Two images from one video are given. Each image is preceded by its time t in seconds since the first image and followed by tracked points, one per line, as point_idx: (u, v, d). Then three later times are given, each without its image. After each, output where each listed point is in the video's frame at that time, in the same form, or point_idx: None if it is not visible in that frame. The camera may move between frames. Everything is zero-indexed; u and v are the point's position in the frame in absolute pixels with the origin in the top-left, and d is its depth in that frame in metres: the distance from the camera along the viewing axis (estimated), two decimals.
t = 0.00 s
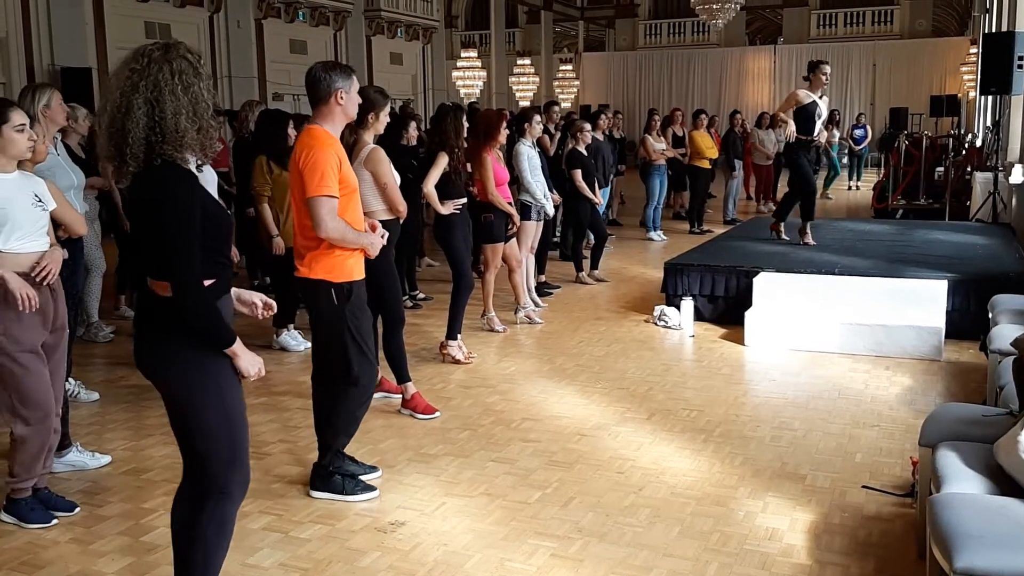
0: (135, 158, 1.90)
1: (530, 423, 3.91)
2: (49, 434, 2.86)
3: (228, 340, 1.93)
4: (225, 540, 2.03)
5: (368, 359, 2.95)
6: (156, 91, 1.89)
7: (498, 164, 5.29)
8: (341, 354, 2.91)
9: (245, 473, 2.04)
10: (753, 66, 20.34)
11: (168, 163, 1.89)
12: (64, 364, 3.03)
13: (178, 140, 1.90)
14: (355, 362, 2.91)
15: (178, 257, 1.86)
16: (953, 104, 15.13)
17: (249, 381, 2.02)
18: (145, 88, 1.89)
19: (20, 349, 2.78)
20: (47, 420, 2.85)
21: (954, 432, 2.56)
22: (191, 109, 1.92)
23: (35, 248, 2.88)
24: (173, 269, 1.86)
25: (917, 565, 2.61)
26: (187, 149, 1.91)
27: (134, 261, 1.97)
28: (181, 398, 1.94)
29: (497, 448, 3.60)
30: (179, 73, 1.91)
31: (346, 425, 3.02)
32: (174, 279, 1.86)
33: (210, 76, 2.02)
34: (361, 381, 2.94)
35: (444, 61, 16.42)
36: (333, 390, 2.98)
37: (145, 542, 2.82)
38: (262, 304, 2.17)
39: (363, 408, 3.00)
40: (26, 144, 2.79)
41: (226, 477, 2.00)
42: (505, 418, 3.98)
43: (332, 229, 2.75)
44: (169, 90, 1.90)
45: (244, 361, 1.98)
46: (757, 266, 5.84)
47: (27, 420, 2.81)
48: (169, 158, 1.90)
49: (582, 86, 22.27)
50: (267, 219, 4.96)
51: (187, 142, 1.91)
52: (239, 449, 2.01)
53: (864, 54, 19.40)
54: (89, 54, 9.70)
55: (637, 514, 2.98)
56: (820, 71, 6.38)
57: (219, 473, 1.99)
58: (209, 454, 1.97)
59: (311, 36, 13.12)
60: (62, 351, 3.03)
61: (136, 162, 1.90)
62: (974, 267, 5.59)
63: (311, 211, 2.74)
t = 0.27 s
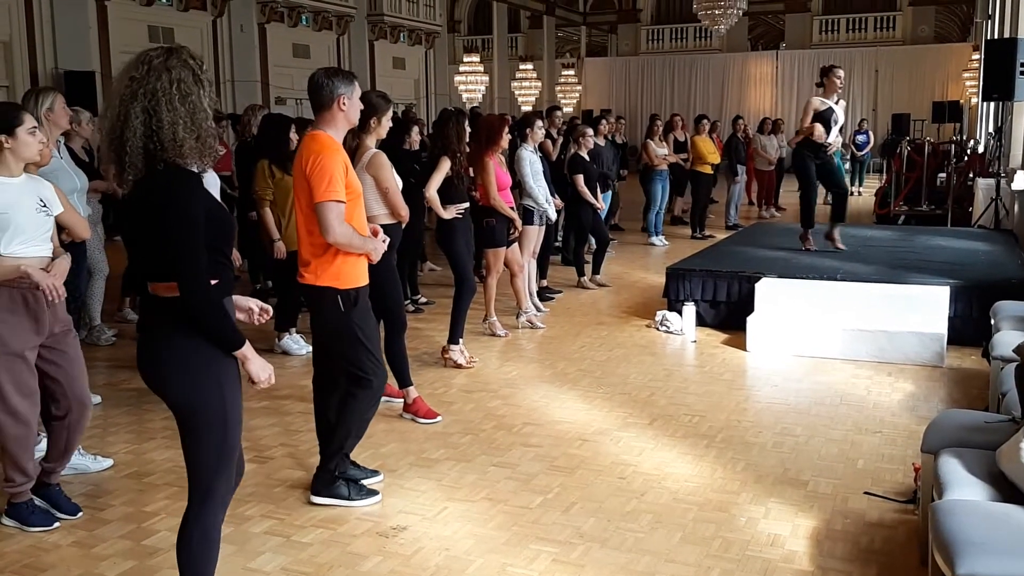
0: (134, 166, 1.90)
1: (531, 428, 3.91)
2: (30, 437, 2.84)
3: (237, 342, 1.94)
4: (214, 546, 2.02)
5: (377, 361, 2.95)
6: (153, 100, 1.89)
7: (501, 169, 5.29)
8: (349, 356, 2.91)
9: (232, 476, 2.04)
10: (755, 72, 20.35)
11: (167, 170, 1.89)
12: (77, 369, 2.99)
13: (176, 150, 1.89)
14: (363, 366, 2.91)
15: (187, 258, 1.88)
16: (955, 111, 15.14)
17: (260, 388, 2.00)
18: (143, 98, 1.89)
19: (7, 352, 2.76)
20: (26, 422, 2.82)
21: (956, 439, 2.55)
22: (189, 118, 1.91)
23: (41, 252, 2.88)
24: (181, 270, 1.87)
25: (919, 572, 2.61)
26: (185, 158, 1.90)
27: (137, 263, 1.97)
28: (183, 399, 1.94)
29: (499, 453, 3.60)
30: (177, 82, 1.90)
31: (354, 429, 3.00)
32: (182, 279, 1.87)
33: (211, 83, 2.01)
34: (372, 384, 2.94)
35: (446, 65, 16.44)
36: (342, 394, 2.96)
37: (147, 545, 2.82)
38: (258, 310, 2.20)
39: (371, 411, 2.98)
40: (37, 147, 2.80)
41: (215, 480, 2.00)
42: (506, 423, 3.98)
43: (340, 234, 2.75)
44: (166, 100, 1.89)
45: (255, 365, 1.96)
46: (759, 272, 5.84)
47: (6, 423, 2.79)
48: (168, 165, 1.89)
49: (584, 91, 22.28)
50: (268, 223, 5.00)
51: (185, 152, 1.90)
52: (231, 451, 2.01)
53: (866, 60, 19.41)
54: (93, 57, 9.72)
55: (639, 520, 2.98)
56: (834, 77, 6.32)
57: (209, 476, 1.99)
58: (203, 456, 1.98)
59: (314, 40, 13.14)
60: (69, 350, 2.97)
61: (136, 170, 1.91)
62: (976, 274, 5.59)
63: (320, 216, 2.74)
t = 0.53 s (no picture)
0: (134, 170, 1.90)
1: (532, 430, 3.91)
2: (36, 436, 2.87)
3: (234, 348, 1.94)
4: (206, 552, 2.01)
5: (371, 366, 2.95)
6: (153, 103, 1.89)
7: (502, 170, 5.30)
8: (346, 361, 2.92)
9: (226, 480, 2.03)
10: (756, 75, 20.36)
11: (166, 173, 1.88)
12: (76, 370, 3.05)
13: (176, 152, 1.89)
14: (360, 371, 2.92)
15: (185, 260, 1.87)
16: (956, 114, 15.14)
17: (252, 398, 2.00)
18: (143, 101, 1.89)
19: (14, 349, 2.80)
20: (34, 420, 2.85)
21: (957, 442, 2.56)
22: (190, 120, 1.91)
23: (46, 249, 2.88)
24: (179, 271, 1.87)
25: None
26: (186, 161, 1.90)
27: (135, 265, 1.97)
28: (178, 402, 1.94)
29: (499, 455, 3.60)
30: (178, 84, 1.90)
31: (350, 432, 3.00)
32: (180, 281, 1.87)
33: (212, 86, 2.01)
34: (364, 389, 2.94)
35: (447, 66, 16.45)
36: (336, 398, 2.96)
37: (147, 546, 2.82)
38: (258, 316, 2.19)
39: (367, 414, 2.99)
40: (43, 146, 2.80)
41: (207, 485, 2.00)
42: (506, 424, 3.98)
43: (344, 232, 2.75)
44: (166, 103, 1.89)
45: (250, 373, 1.97)
46: (759, 275, 5.84)
47: (12, 420, 2.82)
48: (168, 168, 1.89)
49: (585, 93, 22.29)
50: (269, 222, 5.03)
51: (186, 154, 1.90)
52: (224, 455, 2.00)
53: (867, 63, 19.41)
54: (94, 57, 9.72)
55: (639, 522, 2.98)
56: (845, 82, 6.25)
57: (201, 481, 1.99)
58: (196, 459, 1.97)
59: (316, 41, 13.15)
60: (68, 354, 3.04)
61: (135, 174, 1.90)
62: (977, 277, 5.59)
63: (323, 214, 2.74)
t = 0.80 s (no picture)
0: (133, 169, 1.90)
1: (532, 430, 3.91)
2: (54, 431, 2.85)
3: (229, 352, 1.94)
4: (198, 553, 2.01)
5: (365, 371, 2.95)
6: (153, 102, 1.89)
7: (502, 170, 5.30)
8: (340, 364, 2.92)
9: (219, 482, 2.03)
10: (757, 76, 20.37)
11: (165, 172, 1.88)
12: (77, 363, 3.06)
13: (175, 152, 1.89)
14: (352, 376, 2.92)
15: (181, 262, 1.87)
16: (957, 115, 15.14)
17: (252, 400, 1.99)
18: (144, 100, 1.89)
19: (19, 345, 2.79)
20: (51, 416, 2.84)
21: (957, 444, 2.56)
22: (190, 120, 1.91)
23: (48, 249, 2.90)
24: (174, 273, 1.87)
25: None
26: (185, 160, 1.90)
27: (134, 265, 1.98)
28: (172, 403, 1.94)
29: (499, 455, 3.60)
30: (179, 83, 1.90)
31: (343, 433, 3.01)
32: (175, 283, 1.87)
33: (213, 85, 2.01)
34: (353, 392, 2.94)
35: (448, 67, 16.46)
36: (328, 401, 2.96)
37: (146, 545, 2.83)
38: (259, 320, 2.19)
39: (360, 416, 3.00)
40: (48, 146, 2.81)
41: (199, 487, 1.99)
42: (506, 425, 3.98)
43: (344, 231, 2.76)
44: (167, 102, 1.89)
45: (248, 374, 1.96)
46: (759, 276, 5.84)
47: (30, 417, 2.82)
48: (167, 167, 1.89)
49: (586, 94, 22.29)
50: (271, 222, 5.01)
51: (185, 154, 1.90)
52: (217, 458, 2.00)
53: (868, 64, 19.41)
54: (95, 57, 9.73)
55: (639, 523, 2.98)
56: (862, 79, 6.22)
57: (193, 483, 1.99)
58: (189, 461, 1.97)
59: (317, 41, 13.15)
60: (73, 350, 3.04)
61: (134, 173, 1.91)
62: (978, 279, 5.59)
63: (322, 214, 2.74)
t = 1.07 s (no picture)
0: (137, 166, 1.90)
1: (533, 430, 3.91)
2: (37, 435, 2.89)
3: (233, 350, 1.93)
4: (207, 549, 2.02)
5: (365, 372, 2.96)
6: (158, 99, 1.89)
7: (503, 171, 5.30)
8: (339, 365, 2.92)
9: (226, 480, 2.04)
10: (758, 77, 20.37)
11: (169, 169, 1.89)
12: (78, 368, 3.06)
13: (179, 148, 1.89)
14: (350, 378, 2.92)
15: (182, 262, 1.87)
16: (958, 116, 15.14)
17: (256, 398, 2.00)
18: (147, 96, 1.89)
19: (15, 347, 2.83)
20: (34, 419, 2.89)
21: (959, 444, 2.56)
22: (194, 117, 1.92)
23: (50, 247, 2.90)
24: (175, 272, 1.87)
25: None
26: (190, 157, 1.91)
27: (137, 266, 1.98)
28: (176, 402, 1.94)
29: (501, 455, 3.60)
30: (183, 80, 1.91)
31: (339, 436, 3.01)
32: (176, 283, 1.87)
33: (215, 81, 2.01)
34: (350, 394, 2.94)
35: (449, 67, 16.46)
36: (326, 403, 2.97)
37: (148, 545, 2.83)
38: (267, 315, 2.19)
39: (359, 416, 3.01)
40: (49, 145, 2.81)
41: (207, 484, 2.00)
42: (508, 425, 3.98)
43: (341, 233, 2.76)
44: (171, 99, 1.89)
45: (250, 373, 1.96)
46: (760, 276, 5.84)
47: (13, 422, 2.86)
48: (171, 165, 1.89)
49: (587, 94, 22.28)
50: (273, 223, 4.99)
51: (189, 151, 1.90)
52: (224, 456, 2.01)
53: (870, 65, 19.39)
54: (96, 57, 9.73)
55: (640, 523, 2.98)
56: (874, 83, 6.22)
57: (201, 480, 1.99)
58: (196, 459, 1.98)
59: (318, 42, 13.15)
60: (73, 352, 3.05)
61: (138, 171, 1.91)
62: (980, 280, 5.59)
63: (320, 216, 2.74)
